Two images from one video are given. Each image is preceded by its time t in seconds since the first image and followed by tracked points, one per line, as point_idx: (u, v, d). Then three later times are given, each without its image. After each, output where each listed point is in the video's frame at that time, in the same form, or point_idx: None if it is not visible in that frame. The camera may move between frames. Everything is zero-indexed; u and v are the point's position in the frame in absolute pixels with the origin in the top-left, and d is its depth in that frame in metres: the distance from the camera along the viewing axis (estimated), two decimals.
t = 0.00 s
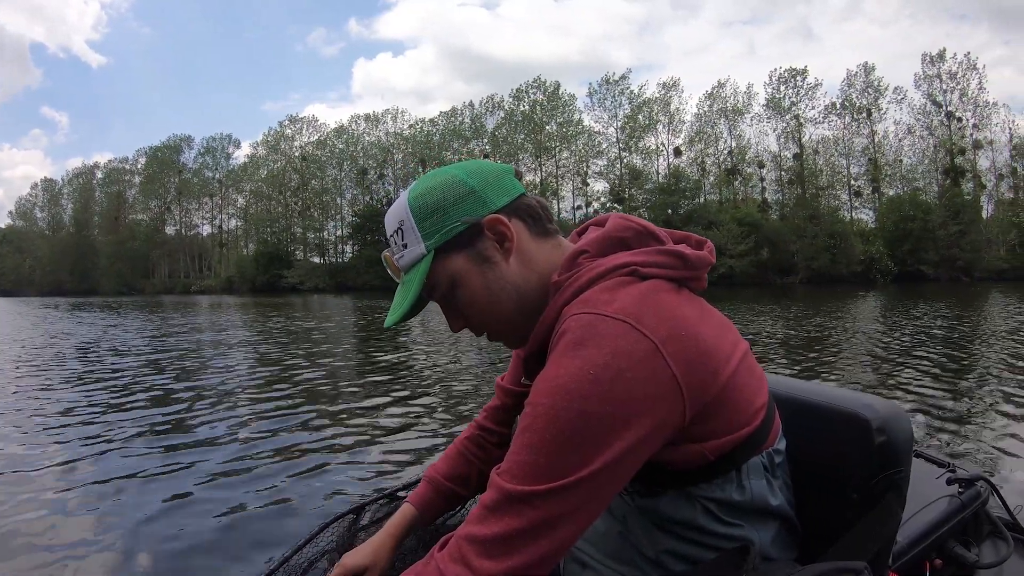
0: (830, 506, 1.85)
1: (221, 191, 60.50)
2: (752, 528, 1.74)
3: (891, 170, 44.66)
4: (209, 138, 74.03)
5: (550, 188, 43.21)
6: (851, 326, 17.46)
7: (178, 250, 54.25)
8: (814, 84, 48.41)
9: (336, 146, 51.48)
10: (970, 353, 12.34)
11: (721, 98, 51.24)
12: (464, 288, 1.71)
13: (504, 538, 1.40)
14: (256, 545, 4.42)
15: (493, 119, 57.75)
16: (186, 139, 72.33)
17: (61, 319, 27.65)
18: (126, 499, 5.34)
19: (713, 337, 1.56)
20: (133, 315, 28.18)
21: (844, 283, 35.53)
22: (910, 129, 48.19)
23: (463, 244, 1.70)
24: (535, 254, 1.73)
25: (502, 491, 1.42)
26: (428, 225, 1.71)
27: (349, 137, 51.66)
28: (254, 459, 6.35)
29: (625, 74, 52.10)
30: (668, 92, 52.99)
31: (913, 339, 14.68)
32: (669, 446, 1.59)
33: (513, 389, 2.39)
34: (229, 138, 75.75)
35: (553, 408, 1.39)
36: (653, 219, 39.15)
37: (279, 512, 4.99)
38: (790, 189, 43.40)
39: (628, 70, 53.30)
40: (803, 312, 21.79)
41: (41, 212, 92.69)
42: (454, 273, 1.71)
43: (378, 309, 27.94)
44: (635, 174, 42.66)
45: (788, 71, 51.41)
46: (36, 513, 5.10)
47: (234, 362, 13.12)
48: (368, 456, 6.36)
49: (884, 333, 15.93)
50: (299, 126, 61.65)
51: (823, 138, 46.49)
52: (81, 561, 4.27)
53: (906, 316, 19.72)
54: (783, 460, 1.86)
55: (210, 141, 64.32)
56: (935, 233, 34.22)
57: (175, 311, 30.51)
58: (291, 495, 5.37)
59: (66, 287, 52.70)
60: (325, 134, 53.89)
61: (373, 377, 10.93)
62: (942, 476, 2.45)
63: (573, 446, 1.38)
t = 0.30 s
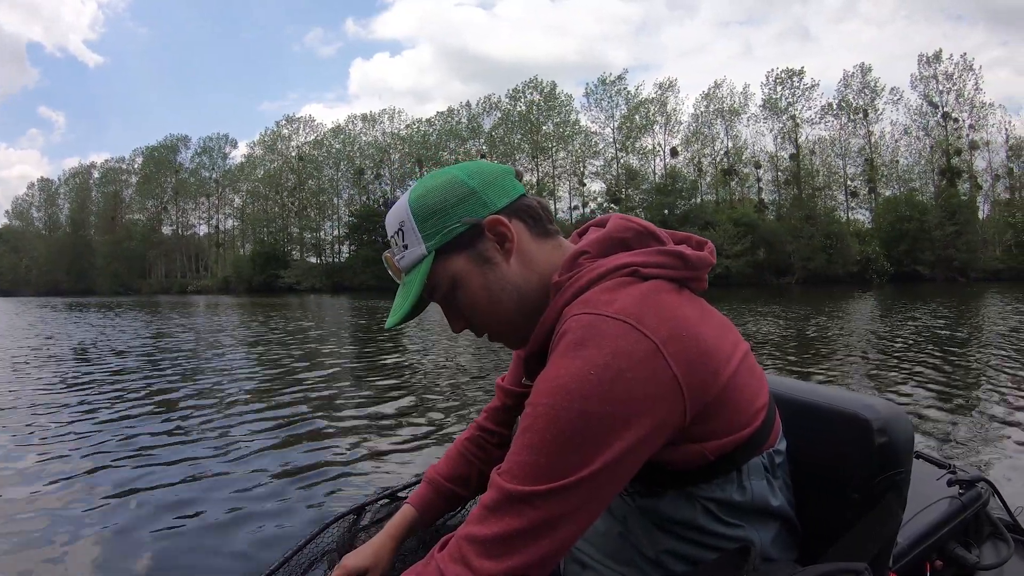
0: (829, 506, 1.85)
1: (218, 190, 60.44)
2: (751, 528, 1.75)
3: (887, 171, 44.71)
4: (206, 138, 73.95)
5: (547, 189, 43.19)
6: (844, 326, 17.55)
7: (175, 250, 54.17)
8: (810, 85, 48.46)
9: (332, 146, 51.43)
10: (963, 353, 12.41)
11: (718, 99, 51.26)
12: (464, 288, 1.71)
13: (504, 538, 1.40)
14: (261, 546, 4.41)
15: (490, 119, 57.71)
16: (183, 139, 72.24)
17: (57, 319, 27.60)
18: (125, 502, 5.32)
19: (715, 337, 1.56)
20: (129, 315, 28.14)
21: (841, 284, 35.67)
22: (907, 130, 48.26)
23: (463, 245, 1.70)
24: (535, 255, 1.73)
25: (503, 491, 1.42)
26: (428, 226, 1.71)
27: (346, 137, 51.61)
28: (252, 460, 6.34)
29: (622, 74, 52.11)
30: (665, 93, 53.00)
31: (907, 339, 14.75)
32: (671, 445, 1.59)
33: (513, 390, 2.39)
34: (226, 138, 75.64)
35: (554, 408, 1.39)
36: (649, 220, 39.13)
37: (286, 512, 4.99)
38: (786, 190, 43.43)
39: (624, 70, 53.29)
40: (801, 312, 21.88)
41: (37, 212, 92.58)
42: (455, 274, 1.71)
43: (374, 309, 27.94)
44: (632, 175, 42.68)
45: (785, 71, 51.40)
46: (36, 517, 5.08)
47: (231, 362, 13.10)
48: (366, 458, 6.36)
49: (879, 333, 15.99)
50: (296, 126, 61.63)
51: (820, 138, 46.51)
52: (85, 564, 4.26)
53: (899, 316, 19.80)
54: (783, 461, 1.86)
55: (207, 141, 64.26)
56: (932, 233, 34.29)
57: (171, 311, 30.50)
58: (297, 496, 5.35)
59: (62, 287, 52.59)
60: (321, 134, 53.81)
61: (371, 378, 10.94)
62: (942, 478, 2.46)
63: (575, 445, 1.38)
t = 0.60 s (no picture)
0: (829, 507, 1.85)
1: (214, 190, 60.29)
2: (753, 529, 1.75)
3: (884, 171, 44.78)
4: (202, 137, 73.84)
5: (543, 189, 43.18)
6: (840, 326, 17.54)
7: (171, 250, 54.01)
8: (807, 85, 48.56)
9: (329, 146, 51.37)
10: (959, 353, 12.41)
11: (714, 99, 51.30)
12: (464, 288, 1.71)
13: (504, 538, 1.39)
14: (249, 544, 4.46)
15: (486, 118, 57.69)
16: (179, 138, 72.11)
17: (51, 319, 27.50)
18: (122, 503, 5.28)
19: (714, 337, 1.56)
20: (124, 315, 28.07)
21: (837, 284, 35.79)
22: (903, 130, 48.38)
23: (464, 245, 1.69)
24: (535, 255, 1.73)
25: (502, 492, 1.41)
26: (428, 227, 1.71)
27: (343, 136, 51.59)
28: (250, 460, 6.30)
29: (618, 74, 52.14)
30: (661, 92, 53.04)
31: (903, 339, 14.74)
32: (670, 446, 1.59)
33: (513, 391, 2.39)
34: (222, 137, 75.53)
35: (554, 410, 1.39)
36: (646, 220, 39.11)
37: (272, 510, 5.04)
38: (783, 190, 43.49)
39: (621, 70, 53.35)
40: (799, 313, 21.88)
41: (33, 211, 92.45)
42: (455, 274, 1.70)
43: (371, 309, 27.93)
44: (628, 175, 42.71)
45: (781, 71, 51.46)
46: (32, 517, 5.03)
47: (227, 362, 13.07)
48: (363, 457, 6.35)
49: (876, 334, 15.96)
50: (292, 125, 61.56)
51: (816, 138, 46.57)
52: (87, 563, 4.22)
53: (894, 316, 19.81)
54: (785, 462, 1.86)
55: (202, 141, 64.14)
56: (928, 233, 34.39)
57: (166, 311, 30.44)
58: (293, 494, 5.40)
59: (58, 288, 52.41)
60: (318, 134, 53.72)
61: (368, 378, 10.93)
62: (942, 478, 2.47)
63: (575, 446, 1.38)
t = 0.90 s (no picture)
0: (829, 506, 1.85)
1: (210, 190, 60.21)
2: (752, 528, 1.75)
3: (879, 171, 44.93)
4: (199, 137, 73.78)
5: (540, 188, 43.22)
6: (836, 326, 17.54)
7: (167, 250, 53.90)
8: (803, 85, 48.73)
9: (325, 146, 51.34)
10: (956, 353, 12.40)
11: (710, 99, 51.41)
12: (464, 287, 1.70)
13: (503, 537, 1.39)
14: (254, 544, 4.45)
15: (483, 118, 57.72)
16: (175, 138, 71.99)
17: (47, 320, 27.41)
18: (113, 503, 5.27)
19: (713, 337, 1.56)
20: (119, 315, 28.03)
21: (832, 283, 35.87)
22: (899, 130, 48.56)
23: (464, 243, 1.69)
24: (535, 253, 1.73)
25: (502, 491, 1.41)
26: (427, 225, 1.70)
27: (339, 136, 51.63)
28: (246, 461, 6.29)
29: (614, 74, 52.24)
30: (657, 92, 53.15)
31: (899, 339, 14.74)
32: (670, 446, 1.58)
33: (512, 389, 2.39)
34: (218, 137, 75.42)
35: (553, 408, 1.38)
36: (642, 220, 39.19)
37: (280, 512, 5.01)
38: (779, 190, 43.63)
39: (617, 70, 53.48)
40: (796, 312, 21.90)
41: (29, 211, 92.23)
42: (455, 272, 1.70)
43: (368, 310, 27.92)
44: (624, 175, 42.79)
45: (777, 71, 51.60)
46: (25, 519, 5.01)
47: (224, 362, 13.06)
48: (362, 457, 6.35)
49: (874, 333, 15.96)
50: (289, 125, 61.53)
51: (812, 138, 46.71)
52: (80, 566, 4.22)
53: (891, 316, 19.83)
54: (783, 461, 1.87)
55: (199, 141, 64.06)
56: (923, 233, 34.49)
57: (163, 311, 30.40)
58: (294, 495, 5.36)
59: (53, 287, 52.27)
60: (314, 134, 53.68)
61: (365, 377, 10.93)
62: (942, 478, 2.47)
63: (573, 445, 1.38)
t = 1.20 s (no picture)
0: (831, 507, 1.85)
1: (207, 191, 60.18)
2: (752, 527, 1.75)
3: (875, 171, 45.01)
4: (195, 138, 73.76)
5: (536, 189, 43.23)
6: (832, 326, 17.56)
7: (164, 250, 53.82)
8: (798, 86, 48.86)
9: (322, 147, 51.39)
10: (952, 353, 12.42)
11: (706, 99, 51.51)
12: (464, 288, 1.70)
13: (504, 537, 1.39)
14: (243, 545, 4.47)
15: (479, 119, 57.76)
16: (172, 139, 72.02)
17: (41, 321, 27.33)
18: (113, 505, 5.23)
19: (713, 337, 1.56)
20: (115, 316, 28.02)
21: (827, 283, 35.93)
22: (894, 131, 48.70)
23: (464, 245, 1.69)
24: (534, 255, 1.73)
25: (503, 491, 1.41)
26: (427, 226, 1.70)
27: (336, 137, 51.68)
28: (248, 460, 6.30)
29: (610, 75, 52.33)
30: (653, 93, 53.21)
31: (896, 338, 14.74)
32: (671, 446, 1.58)
33: (513, 389, 2.39)
34: (215, 138, 75.38)
35: (553, 409, 1.39)
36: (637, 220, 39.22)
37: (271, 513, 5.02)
38: (774, 190, 43.69)
39: (612, 71, 53.56)
40: (793, 312, 21.90)
41: (24, 212, 92.21)
42: (454, 274, 1.70)
43: (364, 311, 27.94)
44: (619, 175, 42.81)
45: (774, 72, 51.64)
46: (25, 519, 4.99)
47: (220, 362, 13.05)
48: (362, 457, 6.35)
49: (871, 333, 15.95)
50: (285, 126, 61.58)
51: (808, 139, 46.79)
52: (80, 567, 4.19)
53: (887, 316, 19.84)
54: (783, 461, 1.87)
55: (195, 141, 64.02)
56: (919, 233, 34.50)
57: (158, 312, 30.37)
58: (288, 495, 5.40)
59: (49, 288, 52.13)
60: (310, 135, 53.67)
61: (363, 377, 10.94)
62: (942, 477, 2.48)
63: (573, 447, 1.38)
